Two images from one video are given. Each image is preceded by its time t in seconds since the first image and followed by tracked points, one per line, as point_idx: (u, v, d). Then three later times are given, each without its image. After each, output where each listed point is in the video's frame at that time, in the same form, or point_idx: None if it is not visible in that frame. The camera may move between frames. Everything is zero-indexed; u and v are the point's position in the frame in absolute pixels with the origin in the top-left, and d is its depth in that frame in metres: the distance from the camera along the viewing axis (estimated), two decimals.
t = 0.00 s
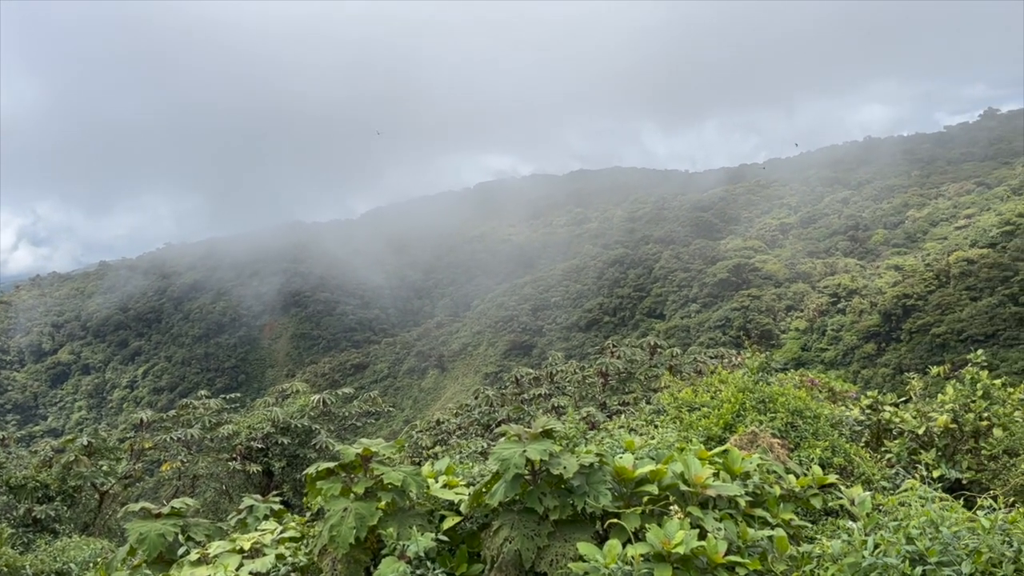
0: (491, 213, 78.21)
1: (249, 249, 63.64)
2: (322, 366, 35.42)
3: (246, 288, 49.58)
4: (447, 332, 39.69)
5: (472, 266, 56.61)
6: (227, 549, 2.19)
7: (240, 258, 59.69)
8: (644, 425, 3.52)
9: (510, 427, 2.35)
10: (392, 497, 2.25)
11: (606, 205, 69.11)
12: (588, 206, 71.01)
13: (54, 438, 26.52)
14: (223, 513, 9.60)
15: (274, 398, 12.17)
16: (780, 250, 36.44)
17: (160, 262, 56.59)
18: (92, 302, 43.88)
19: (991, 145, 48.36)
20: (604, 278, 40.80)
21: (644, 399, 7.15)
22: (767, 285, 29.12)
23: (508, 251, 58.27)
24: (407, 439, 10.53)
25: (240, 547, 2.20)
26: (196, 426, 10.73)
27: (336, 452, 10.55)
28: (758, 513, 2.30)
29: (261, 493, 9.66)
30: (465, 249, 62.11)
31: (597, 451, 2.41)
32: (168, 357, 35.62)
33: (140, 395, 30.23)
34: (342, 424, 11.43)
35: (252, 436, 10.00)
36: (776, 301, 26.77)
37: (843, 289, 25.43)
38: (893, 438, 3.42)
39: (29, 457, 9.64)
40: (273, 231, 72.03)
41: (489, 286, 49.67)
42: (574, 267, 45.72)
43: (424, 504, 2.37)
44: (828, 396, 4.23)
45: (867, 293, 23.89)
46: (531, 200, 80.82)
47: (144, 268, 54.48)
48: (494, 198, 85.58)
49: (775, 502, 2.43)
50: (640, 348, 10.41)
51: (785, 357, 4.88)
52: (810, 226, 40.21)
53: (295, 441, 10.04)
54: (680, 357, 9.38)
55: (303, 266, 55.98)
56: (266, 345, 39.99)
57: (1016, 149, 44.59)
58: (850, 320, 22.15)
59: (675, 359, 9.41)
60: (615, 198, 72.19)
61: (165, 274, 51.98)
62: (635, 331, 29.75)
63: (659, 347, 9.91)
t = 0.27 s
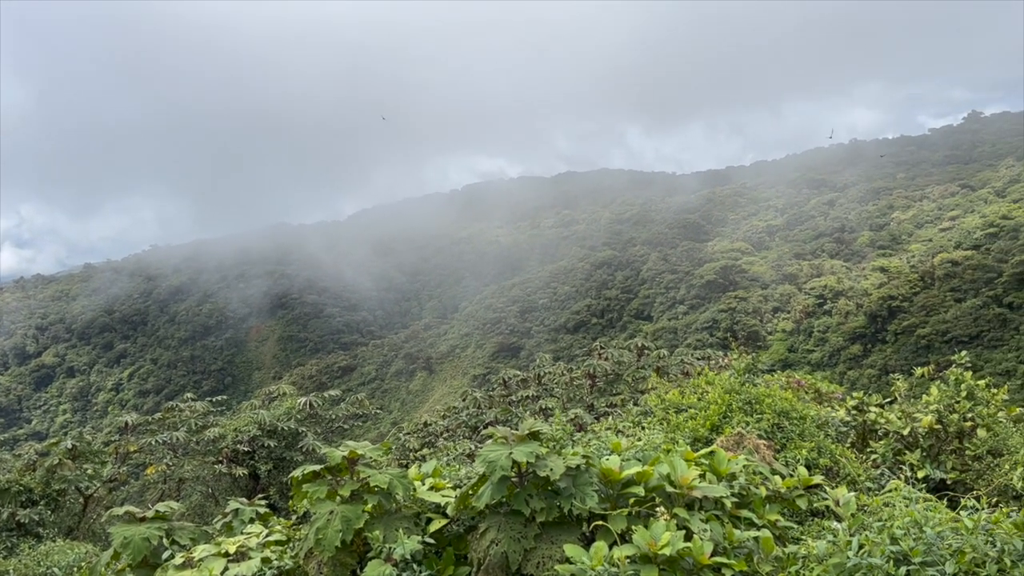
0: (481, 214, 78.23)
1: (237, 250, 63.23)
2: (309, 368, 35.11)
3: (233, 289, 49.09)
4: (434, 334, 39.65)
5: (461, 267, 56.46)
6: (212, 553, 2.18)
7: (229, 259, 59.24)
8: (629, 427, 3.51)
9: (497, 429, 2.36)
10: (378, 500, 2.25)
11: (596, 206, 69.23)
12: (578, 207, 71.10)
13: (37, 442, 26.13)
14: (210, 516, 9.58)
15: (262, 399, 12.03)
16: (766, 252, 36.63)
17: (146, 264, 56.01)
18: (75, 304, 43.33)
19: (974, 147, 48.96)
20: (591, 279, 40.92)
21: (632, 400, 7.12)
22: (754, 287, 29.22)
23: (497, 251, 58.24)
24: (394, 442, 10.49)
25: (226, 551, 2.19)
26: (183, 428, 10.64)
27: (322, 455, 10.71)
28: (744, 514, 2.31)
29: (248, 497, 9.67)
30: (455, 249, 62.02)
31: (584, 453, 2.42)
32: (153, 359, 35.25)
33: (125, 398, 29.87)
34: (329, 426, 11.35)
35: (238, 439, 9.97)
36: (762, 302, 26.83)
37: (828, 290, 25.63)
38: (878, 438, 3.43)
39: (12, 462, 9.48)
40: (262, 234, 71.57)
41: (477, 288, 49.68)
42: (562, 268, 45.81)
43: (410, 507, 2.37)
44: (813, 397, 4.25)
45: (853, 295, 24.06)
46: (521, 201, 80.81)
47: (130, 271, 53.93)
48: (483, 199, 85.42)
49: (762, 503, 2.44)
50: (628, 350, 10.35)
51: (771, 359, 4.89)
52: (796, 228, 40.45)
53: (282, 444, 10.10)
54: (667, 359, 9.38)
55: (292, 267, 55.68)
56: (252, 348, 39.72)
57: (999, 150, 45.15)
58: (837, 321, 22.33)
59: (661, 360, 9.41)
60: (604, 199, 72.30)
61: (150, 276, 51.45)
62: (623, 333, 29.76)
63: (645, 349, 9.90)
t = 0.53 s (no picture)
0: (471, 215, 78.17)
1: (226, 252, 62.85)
2: (296, 370, 34.80)
3: (220, 291, 48.60)
4: (423, 336, 39.60)
5: (450, 268, 56.41)
6: (198, 557, 2.17)
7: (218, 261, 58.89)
8: (616, 430, 3.51)
9: (484, 431, 2.35)
10: (365, 503, 2.25)
11: (585, 208, 69.41)
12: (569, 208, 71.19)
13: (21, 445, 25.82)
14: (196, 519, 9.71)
15: (250, 402, 12.00)
16: (753, 254, 36.80)
17: (133, 266, 55.47)
18: (60, 306, 42.81)
19: (957, 150, 49.57)
20: (579, 281, 41.02)
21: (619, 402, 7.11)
22: (741, 289, 29.32)
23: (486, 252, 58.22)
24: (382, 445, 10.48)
25: (211, 554, 2.18)
26: (169, 431, 10.54)
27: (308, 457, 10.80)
28: (731, 515, 2.32)
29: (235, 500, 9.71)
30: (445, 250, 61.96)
31: (571, 455, 2.42)
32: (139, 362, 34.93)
33: (110, 401, 29.56)
34: (315, 429, 11.43)
35: (224, 441, 10.00)
36: (750, 303, 26.91)
37: (815, 292, 25.71)
38: (864, 439, 3.45)
39: None
40: (251, 235, 71.14)
41: (467, 289, 49.68)
42: (551, 270, 45.87)
43: (397, 509, 2.37)
44: (801, 398, 4.27)
45: (839, 297, 24.23)
46: (511, 202, 80.82)
47: (117, 273, 53.39)
48: (473, 199, 85.31)
49: (747, 504, 2.45)
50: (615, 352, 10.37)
51: (758, 361, 4.89)
52: (783, 231, 40.70)
53: (269, 447, 10.21)
54: (654, 361, 9.35)
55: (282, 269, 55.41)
56: (239, 350, 39.45)
57: (982, 153, 45.73)
58: (824, 322, 22.49)
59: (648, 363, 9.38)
60: (594, 200, 72.45)
61: (137, 278, 50.92)
62: (611, 335, 29.80)
63: (634, 351, 9.87)
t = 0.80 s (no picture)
0: (462, 216, 78.14)
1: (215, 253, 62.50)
2: (283, 373, 34.53)
3: (208, 293, 48.20)
4: (412, 337, 39.56)
5: (439, 269, 56.30)
6: (184, 560, 2.16)
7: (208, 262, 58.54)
8: (603, 432, 3.51)
9: (472, 433, 2.35)
10: (352, 505, 2.24)
11: (576, 208, 69.52)
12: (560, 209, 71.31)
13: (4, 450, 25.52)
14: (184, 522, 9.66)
15: (238, 405, 12.00)
16: (740, 256, 36.99)
17: (121, 269, 55.01)
18: (45, 309, 42.38)
19: (943, 152, 50.03)
20: (568, 283, 41.13)
21: (608, 404, 7.10)
22: (729, 290, 29.41)
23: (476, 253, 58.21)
24: (370, 448, 10.47)
25: (197, 558, 2.17)
26: (155, 434, 10.52)
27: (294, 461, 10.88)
28: (718, 516, 2.33)
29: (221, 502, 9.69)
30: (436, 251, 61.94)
31: (558, 457, 2.43)
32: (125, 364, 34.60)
33: (96, 404, 29.21)
34: (303, 431, 11.65)
35: (212, 444, 10.03)
36: (738, 305, 26.98)
37: (802, 293, 25.84)
38: (850, 439, 3.48)
39: None
40: (241, 236, 70.76)
41: (456, 290, 49.70)
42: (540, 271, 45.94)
43: (384, 511, 2.37)
44: (787, 400, 4.30)
45: (826, 298, 24.35)
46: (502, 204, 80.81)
47: (104, 275, 52.91)
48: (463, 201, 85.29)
49: (735, 505, 2.46)
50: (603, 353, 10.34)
51: (745, 362, 4.91)
52: (770, 233, 40.97)
53: (256, 450, 10.30)
54: (643, 362, 9.27)
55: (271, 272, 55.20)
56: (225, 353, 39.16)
57: (966, 155, 46.16)
58: (810, 324, 22.65)
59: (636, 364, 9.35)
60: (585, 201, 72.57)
61: (124, 280, 50.49)
62: (599, 336, 29.86)
63: (621, 353, 9.83)
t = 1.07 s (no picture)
0: (453, 217, 78.11)
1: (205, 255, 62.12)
2: (271, 375, 34.21)
3: (196, 294, 47.85)
4: (400, 339, 39.51)
5: (429, 271, 56.21)
6: (171, 564, 2.15)
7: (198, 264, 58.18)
8: (591, 434, 3.51)
9: (460, 435, 2.35)
10: (340, 507, 2.24)
11: (567, 209, 69.62)
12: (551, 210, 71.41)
13: None
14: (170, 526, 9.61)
15: (226, 408, 11.98)
16: (729, 258, 37.14)
17: (108, 271, 54.58)
18: (30, 312, 41.97)
19: (929, 154, 50.51)
20: (557, 285, 41.22)
21: (597, 406, 7.09)
22: (717, 292, 29.49)
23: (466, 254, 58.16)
24: (358, 450, 10.50)
25: (184, 562, 2.16)
26: (142, 436, 10.60)
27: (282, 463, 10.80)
28: (706, 516, 2.34)
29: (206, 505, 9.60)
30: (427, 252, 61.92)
31: (547, 459, 2.43)
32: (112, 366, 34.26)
33: (82, 406, 28.73)
34: (292, 434, 11.75)
35: (199, 447, 10.01)
36: (727, 306, 27.03)
37: (790, 295, 25.93)
38: (838, 440, 3.50)
39: None
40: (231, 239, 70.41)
41: (446, 292, 49.71)
42: (530, 272, 46.00)
43: (373, 514, 2.36)
44: (775, 401, 4.32)
45: (814, 299, 24.48)
46: (494, 205, 80.79)
47: (91, 277, 52.43)
48: (455, 203, 85.24)
49: (722, 506, 2.48)
50: (592, 355, 10.31)
51: (735, 363, 4.92)
52: (758, 235, 41.21)
53: (244, 452, 10.21)
54: (632, 363, 9.17)
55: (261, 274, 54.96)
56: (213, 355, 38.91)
57: (952, 157, 46.59)
58: (798, 325, 22.83)
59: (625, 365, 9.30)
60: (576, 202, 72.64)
61: (111, 282, 50.09)
62: (589, 338, 29.89)
63: (610, 355, 9.78)
